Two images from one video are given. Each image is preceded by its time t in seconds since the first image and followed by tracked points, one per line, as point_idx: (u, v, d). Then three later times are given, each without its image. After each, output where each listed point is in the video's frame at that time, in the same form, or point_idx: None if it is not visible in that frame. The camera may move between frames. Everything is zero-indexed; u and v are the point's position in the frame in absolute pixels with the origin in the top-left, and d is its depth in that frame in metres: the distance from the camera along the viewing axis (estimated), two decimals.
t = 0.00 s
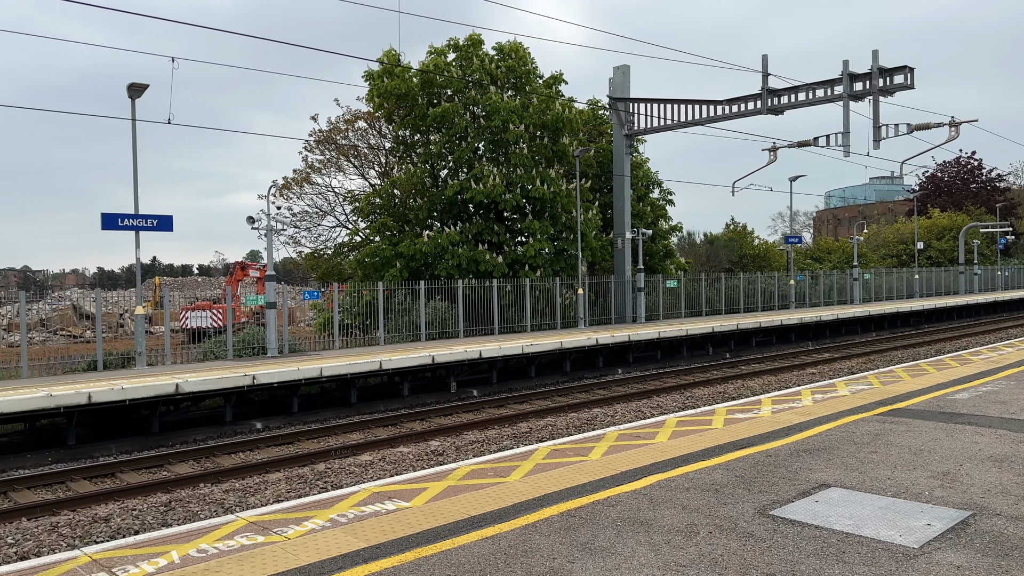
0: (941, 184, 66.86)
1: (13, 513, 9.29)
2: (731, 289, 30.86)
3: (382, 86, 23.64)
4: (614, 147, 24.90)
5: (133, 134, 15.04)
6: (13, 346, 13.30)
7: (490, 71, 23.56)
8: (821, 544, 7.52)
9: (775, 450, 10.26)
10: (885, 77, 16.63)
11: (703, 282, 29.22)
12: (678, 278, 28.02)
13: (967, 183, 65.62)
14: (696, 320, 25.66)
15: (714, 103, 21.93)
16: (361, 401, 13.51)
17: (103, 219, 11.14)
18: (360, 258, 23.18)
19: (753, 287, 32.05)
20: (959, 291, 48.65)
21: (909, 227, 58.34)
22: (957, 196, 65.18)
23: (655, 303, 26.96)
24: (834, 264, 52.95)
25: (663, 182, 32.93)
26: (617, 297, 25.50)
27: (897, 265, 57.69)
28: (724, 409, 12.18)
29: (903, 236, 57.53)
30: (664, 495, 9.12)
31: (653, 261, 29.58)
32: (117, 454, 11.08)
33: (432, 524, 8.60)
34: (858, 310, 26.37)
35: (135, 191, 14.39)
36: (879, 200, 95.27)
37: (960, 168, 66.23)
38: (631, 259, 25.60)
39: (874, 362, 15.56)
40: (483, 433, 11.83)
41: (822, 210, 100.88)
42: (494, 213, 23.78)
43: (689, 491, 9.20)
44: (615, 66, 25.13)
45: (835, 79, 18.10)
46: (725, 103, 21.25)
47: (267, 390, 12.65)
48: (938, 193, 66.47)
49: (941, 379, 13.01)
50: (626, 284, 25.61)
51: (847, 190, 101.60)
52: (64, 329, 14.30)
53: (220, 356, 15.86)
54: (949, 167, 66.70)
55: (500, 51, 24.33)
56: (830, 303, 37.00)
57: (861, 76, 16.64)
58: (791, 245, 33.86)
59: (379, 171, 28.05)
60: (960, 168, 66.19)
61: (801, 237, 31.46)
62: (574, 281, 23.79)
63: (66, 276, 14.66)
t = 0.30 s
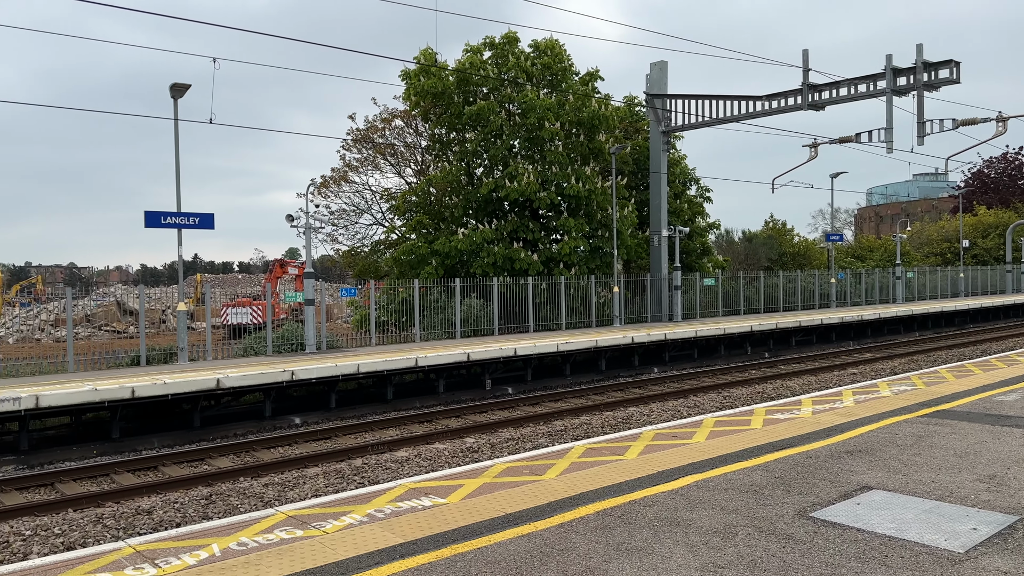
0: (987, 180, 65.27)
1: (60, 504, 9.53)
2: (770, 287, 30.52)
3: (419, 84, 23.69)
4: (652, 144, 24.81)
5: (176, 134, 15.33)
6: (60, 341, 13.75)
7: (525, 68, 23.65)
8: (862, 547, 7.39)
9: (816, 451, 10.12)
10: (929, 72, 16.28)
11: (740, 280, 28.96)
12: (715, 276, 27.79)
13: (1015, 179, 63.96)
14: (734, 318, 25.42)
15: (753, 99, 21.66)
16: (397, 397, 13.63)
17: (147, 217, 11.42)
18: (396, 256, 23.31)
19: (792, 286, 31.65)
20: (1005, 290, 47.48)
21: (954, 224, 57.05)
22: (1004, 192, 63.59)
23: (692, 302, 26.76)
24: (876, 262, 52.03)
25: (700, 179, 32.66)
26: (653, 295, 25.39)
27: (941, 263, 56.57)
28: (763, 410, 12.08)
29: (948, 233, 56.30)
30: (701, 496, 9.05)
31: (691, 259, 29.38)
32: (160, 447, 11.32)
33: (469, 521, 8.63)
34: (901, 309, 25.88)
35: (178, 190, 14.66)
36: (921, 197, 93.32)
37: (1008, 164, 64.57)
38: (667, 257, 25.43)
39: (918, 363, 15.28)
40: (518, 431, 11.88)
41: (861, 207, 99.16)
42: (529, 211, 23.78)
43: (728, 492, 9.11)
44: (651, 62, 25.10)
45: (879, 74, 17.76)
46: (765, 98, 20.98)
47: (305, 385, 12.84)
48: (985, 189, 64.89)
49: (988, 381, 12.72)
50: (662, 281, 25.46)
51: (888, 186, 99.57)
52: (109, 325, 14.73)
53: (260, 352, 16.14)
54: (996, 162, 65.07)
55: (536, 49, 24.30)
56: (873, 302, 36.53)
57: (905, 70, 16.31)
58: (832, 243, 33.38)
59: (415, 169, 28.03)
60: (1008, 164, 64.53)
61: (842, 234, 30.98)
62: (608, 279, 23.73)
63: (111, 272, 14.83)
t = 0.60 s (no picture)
0: None
1: (105, 496, 9.75)
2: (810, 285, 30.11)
3: (454, 82, 23.72)
4: (690, 141, 24.58)
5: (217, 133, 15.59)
6: (104, 336, 14.09)
7: (561, 66, 23.62)
8: (906, 551, 7.24)
9: (857, 453, 9.97)
10: (976, 66, 15.90)
11: (779, 278, 28.62)
12: (754, 275, 27.48)
13: None
14: (773, 317, 25.12)
15: (792, 94, 21.37)
16: (432, 394, 13.74)
17: (188, 215, 11.59)
18: (432, 253, 23.42)
19: (833, 284, 31.19)
20: None
21: (1000, 222, 55.67)
22: None
23: (730, 300, 26.51)
24: (919, 260, 51.02)
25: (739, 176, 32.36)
26: (690, 294, 25.20)
27: (987, 262, 55.32)
28: (802, 410, 12.00)
29: (995, 231, 54.93)
30: (739, 496, 8.96)
31: (728, 257, 29.17)
32: (201, 442, 11.54)
33: (505, 518, 8.64)
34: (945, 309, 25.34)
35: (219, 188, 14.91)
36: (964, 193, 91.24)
37: None
38: (704, 255, 25.21)
39: (963, 363, 14.97)
40: (552, 429, 11.91)
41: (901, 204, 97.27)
42: (564, 208, 23.74)
43: (767, 493, 9.00)
44: (690, 57, 24.94)
45: (923, 68, 17.38)
46: (805, 93, 20.66)
47: (342, 382, 13.01)
48: None
49: None
50: (699, 280, 25.27)
51: (932, 182, 97.47)
52: (151, 321, 14.78)
53: (298, 347, 16.27)
54: None
55: (571, 46, 24.23)
56: (916, 302, 35.83)
57: (950, 64, 15.95)
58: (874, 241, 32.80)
59: (451, 167, 28.06)
60: None
61: (884, 232, 30.41)
62: (644, 277, 23.63)
63: (154, 270, 15.11)
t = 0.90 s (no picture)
0: None
1: (148, 488, 9.96)
2: (851, 283, 29.60)
3: (490, 80, 23.78)
4: (729, 137, 24.32)
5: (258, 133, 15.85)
6: (147, 332, 14.40)
7: (597, 62, 23.47)
8: (952, 555, 7.07)
9: (900, 455, 9.78)
10: None
11: (820, 277, 28.19)
12: (794, 273, 27.09)
13: None
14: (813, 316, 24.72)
15: (834, 89, 21.00)
16: (468, 391, 13.83)
17: (230, 213, 11.80)
18: (467, 251, 23.49)
19: (874, 282, 30.61)
20: None
21: None
22: None
23: (769, 299, 26.18)
24: (965, 257, 49.78)
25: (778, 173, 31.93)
26: (728, 292, 24.94)
27: None
28: (844, 411, 11.82)
29: None
30: (778, 498, 8.83)
31: (767, 254, 28.86)
32: (241, 436, 11.74)
33: (541, 516, 8.64)
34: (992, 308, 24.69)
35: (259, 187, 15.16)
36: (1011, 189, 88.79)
37: None
38: (743, 253, 24.89)
39: (1012, 364, 14.58)
40: (588, 427, 11.91)
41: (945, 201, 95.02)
42: (600, 206, 23.65)
43: (807, 494, 8.87)
44: (729, 52, 24.69)
45: (971, 61, 16.93)
46: (847, 88, 20.28)
47: (379, 378, 13.16)
48: None
49: None
50: (738, 278, 25.00)
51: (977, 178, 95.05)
52: (193, 317, 14.91)
53: (336, 344, 16.54)
54: None
55: (608, 42, 24.10)
56: (962, 300, 34.97)
57: (999, 57, 15.51)
58: (918, 238, 32.10)
59: (486, 165, 28.09)
60: None
61: (928, 229, 29.73)
62: (681, 275, 23.45)
63: (194, 267, 15.49)
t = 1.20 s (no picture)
0: None
1: (189, 481, 10.15)
2: (893, 281, 28.99)
3: (526, 77, 23.76)
4: (768, 132, 24.02)
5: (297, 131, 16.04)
6: (188, 327, 14.70)
7: (634, 57, 23.28)
8: (999, 560, 6.88)
9: (945, 456, 9.55)
10: None
11: (861, 274, 27.68)
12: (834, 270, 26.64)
13: None
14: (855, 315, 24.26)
15: (876, 83, 20.56)
16: (503, 388, 13.86)
17: (269, 211, 11.95)
18: (502, 248, 23.53)
19: (918, 280, 29.93)
20: None
21: None
22: None
23: (809, 296, 25.77)
24: (1013, 254, 48.42)
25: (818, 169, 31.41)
26: (767, 289, 24.60)
27: None
28: (886, 411, 11.60)
29: None
30: (818, 499, 8.68)
31: (807, 251, 28.45)
32: (279, 430, 11.92)
33: (576, 514, 8.61)
34: None
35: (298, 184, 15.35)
36: None
37: None
38: (782, 250, 24.71)
39: None
40: (623, 426, 11.88)
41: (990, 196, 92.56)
42: (636, 202, 23.50)
43: (848, 496, 8.71)
44: (768, 46, 24.33)
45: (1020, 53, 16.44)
46: (890, 83, 19.85)
47: (415, 374, 13.26)
48: None
49: None
50: (777, 275, 24.67)
51: None
52: (233, 313, 15.18)
53: (373, 340, 16.79)
54: None
55: (645, 37, 23.90)
56: (1009, 298, 34.03)
57: None
58: (963, 235, 31.32)
59: (521, 162, 28.02)
60: None
61: (974, 226, 28.98)
62: (719, 272, 23.20)
63: (234, 265, 15.78)
